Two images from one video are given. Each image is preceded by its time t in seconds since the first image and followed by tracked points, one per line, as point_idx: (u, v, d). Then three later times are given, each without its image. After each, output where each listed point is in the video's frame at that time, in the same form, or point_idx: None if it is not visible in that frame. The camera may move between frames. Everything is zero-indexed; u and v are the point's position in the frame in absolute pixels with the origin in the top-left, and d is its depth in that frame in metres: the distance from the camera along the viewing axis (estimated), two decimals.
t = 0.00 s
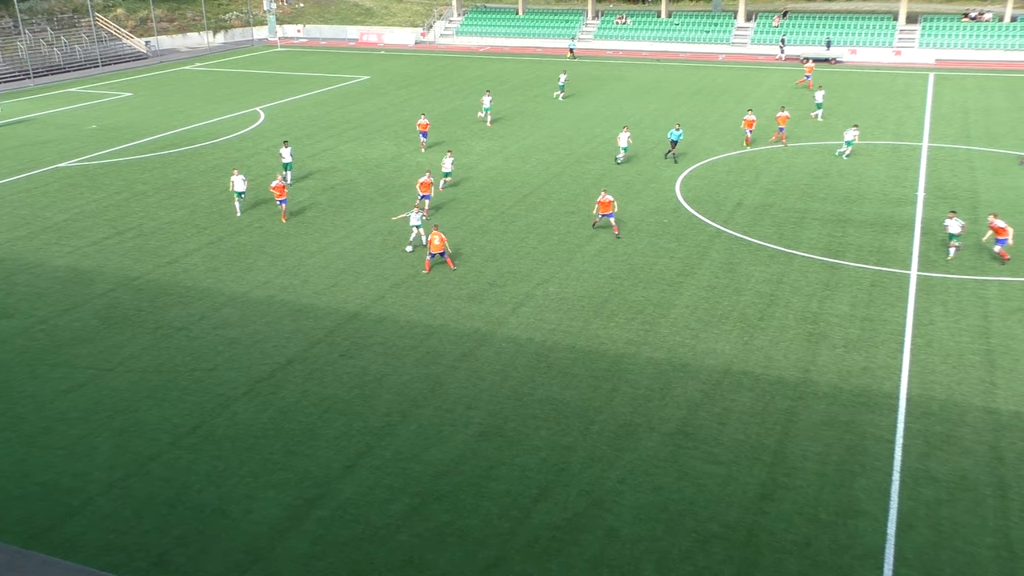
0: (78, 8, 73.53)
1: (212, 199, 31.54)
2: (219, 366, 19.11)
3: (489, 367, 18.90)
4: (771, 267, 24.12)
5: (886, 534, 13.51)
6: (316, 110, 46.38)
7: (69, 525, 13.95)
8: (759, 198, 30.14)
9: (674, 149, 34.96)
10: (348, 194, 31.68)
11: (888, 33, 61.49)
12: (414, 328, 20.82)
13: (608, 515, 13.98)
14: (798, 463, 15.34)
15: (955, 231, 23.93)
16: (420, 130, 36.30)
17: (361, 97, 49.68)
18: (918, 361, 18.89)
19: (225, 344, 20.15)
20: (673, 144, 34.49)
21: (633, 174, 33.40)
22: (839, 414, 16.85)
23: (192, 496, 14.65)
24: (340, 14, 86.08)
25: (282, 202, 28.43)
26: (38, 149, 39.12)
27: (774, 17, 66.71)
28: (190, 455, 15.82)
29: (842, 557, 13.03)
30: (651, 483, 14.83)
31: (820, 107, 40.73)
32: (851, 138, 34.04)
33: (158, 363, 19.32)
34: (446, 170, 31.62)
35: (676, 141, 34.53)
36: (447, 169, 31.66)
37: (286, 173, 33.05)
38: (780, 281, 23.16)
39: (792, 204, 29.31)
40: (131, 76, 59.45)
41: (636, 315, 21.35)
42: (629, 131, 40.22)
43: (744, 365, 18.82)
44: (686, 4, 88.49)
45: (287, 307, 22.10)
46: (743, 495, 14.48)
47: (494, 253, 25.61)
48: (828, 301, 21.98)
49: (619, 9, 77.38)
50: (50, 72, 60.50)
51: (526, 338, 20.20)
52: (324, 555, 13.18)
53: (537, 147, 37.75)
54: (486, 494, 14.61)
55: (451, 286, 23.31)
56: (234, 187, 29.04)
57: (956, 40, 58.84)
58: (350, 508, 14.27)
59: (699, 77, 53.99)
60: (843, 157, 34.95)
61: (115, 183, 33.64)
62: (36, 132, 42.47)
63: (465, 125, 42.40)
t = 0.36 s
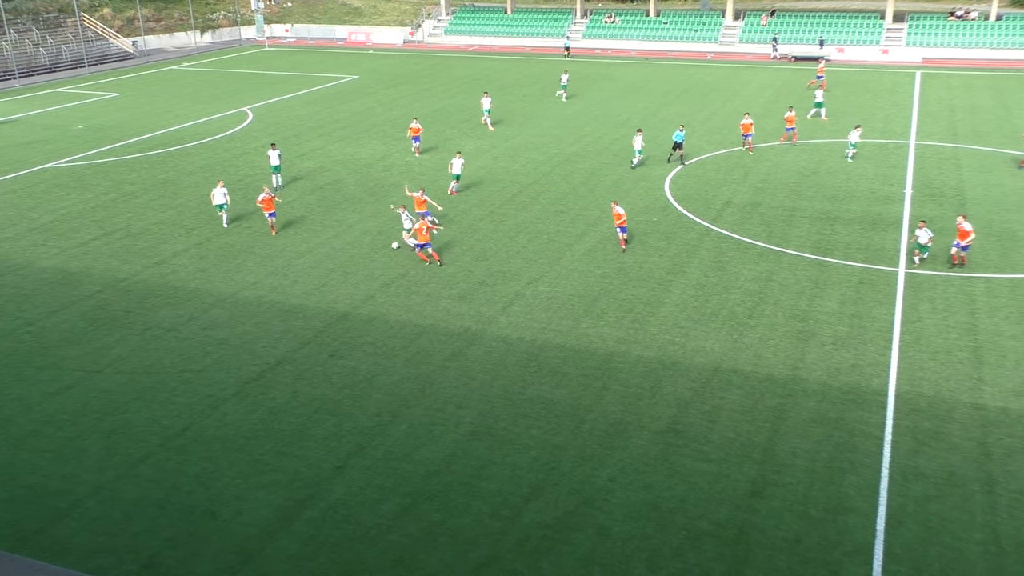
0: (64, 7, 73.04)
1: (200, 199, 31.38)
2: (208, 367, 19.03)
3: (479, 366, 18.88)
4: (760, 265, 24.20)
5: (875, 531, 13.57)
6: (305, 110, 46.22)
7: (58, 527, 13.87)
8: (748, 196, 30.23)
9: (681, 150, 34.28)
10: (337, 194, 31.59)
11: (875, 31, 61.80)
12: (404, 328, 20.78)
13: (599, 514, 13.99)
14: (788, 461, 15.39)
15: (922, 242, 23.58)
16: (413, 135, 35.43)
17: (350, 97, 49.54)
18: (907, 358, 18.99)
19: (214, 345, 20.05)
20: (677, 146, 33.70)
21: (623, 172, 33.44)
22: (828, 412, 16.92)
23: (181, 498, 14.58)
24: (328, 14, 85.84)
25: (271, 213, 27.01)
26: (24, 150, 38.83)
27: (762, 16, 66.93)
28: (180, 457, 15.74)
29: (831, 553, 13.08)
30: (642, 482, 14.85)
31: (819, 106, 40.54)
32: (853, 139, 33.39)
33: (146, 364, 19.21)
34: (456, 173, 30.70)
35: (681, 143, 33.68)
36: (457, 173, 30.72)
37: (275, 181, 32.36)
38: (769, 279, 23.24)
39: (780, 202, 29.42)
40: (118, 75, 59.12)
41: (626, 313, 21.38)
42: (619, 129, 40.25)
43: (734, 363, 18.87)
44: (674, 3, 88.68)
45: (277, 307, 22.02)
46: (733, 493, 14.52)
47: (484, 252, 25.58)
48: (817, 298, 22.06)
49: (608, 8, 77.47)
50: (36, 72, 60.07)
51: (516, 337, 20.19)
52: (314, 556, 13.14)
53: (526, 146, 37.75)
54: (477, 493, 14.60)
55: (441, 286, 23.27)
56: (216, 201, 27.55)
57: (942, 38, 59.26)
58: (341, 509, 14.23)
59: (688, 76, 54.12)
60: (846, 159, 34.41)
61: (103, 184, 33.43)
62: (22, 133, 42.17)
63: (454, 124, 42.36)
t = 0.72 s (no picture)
0: (52, 6, 72.60)
1: (190, 198, 31.25)
2: (198, 366, 18.96)
3: (470, 365, 18.87)
4: (750, 264, 24.26)
5: (864, 529, 13.63)
6: (295, 109, 46.07)
7: (47, 527, 13.79)
8: (738, 196, 30.30)
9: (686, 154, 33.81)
10: (327, 193, 31.51)
11: (864, 31, 62.04)
12: (395, 328, 20.74)
13: (590, 513, 14.00)
14: (778, 459, 15.44)
15: (897, 254, 22.70)
16: (407, 142, 34.63)
17: (341, 96, 49.41)
18: (896, 357, 19.07)
19: (205, 344, 19.98)
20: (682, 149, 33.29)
21: (613, 172, 33.47)
22: (818, 411, 16.98)
23: (171, 497, 14.51)
24: (318, 12, 85.62)
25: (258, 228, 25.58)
26: (12, 149, 38.60)
27: (752, 15, 67.09)
28: (170, 457, 15.68)
29: (821, 552, 13.13)
30: (633, 481, 14.87)
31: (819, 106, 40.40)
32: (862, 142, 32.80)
33: (136, 364, 19.12)
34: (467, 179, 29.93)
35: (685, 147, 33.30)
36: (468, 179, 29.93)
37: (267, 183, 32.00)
38: (759, 278, 23.30)
39: (771, 202, 29.50)
40: (107, 74, 58.80)
41: (617, 312, 21.40)
42: (609, 129, 40.28)
43: (725, 362, 18.91)
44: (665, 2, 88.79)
45: (268, 307, 21.96)
46: (724, 491, 14.56)
47: (475, 252, 25.55)
48: (807, 298, 22.12)
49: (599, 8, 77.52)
50: (24, 71, 59.72)
51: (507, 337, 20.19)
52: (305, 556, 13.11)
53: (517, 145, 37.74)
54: (468, 492, 14.60)
55: (432, 285, 23.25)
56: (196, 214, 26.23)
57: (931, 38, 59.59)
58: (332, 508, 14.20)
59: (678, 75, 54.19)
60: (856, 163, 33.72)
61: (92, 183, 33.26)
62: (11, 132, 41.92)
63: (445, 123, 42.30)
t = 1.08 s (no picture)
0: (46, 5, 72.34)
1: (185, 197, 31.18)
2: (193, 365, 18.92)
3: (465, 365, 18.86)
4: (745, 264, 24.29)
5: (859, 529, 13.65)
6: (290, 108, 46.00)
7: (41, 525, 13.75)
8: (734, 195, 30.34)
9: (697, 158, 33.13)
10: (322, 192, 31.46)
11: (859, 31, 62.14)
12: (391, 326, 20.73)
13: (585, 512, 14.01)
14: (773, 459, 15.46)
15: (883, 272, 21.59)
16: (395, 147, 33.49)
17: (336, 95, 49.34)
18: (891, 356, 19.11)
19: (199, 343, 19.94)
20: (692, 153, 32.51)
21: (609, 171, 33.48)
22: (813, 410, 17.00)
23: (166, 496, 14.48)
24: (313, 11, 85.47)
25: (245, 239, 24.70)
26: (6, 147, 38.44)
27: (747, 15, 67.15)
28: (164, 455, 15.64)
29: (815, 552, 13.15)
30: (628, 480, 14.88)
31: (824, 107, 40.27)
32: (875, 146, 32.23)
33: (130, 363, 19.07)
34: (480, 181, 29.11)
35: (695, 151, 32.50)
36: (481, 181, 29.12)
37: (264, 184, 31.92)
38: (754, 278, 23.33)
39: (766, 201, 29.54)
40: (101, 73, 58.64)
41: (612, 312, 21.41)
42: (605, 128, 40.28)
43: (719, 362, 18.92)
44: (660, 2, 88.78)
45: (263, 305, 21.93)
46: (718, 491, 14.58)
47: (470, 251, 25.53)
48: (802, 297, 22.16)
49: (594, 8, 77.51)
50: (18, 70, 59.48)
51: (503, 336, 20.18)
52: (299, 555, 13.09)
53: (513, 144, 37.74)
54: (462, 492, 14.58)
55: (427, 284, 23.24)
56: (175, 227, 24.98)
57: (925, 38, 59.73)
58: (326, 507, 14.18)
59: (673, 75, 54.23)
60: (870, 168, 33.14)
61: (87, 182, 33.17)
62: (5, 131, 41.78)
63: (441, 122, 42.26)
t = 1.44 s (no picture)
0: (44, 3, 72.17)
1: (183, 196, 31.13)
2: (190, 364, 18.89)
3: (462, 364, 18.85)
4: (742, 264, 24.30)
5: (855, 529, 13.66)
6: (288, 107, 45.97)
7: (38, 524, 13.73)
8: (732, 195, 30.35)
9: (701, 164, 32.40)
10: (320, 191, 31.44)
11: (856, 31, 62.20)
12: (388, 326, 20.72)
13: (582, 512, 14.01)
14: (770, 459, 15.47)
15: (878, 289, 20.48)
16: (380, 152, 32.73)
17: (334, 94, 49.29)
18: (888, 357, 19.14)
19: (197, 342, 19.91)
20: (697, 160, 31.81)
21: (606, 171, 33.49)
22: (810, 411, 17.01)
23: (162, 495, 14.46)
24: (312, 11, 85.39)
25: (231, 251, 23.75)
26: (4, 146, 38.35)
27: (745, 15, 67.15)
28: (161, 455, 15.62)
29: (812, 552, 13.17)
30: (625, 480, 14.88)
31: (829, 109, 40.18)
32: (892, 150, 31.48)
33: (128, 362, 19.04)
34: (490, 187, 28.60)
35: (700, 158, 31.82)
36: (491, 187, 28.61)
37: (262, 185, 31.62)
38: (752, 278, 23.34)
39: (764, 202, 29.55)
40: (99, 71, 58.56)
41: (609, 312, 21.40)
42: (603, 128, 40.28)
43: (717, 362, 18.92)
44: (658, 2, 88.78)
45: (260, 304, 21.90)
46: (716, 491, 14.59)
47: (468, 250, 25.52)
48: (799, 298, 22.17)
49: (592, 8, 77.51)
50: (15, 69, 59.35)
51: (500, 336, 20.17)
52: (296, 554, 13.08)
53: (510, 144, 37.74)
54: (459, 491, 14.58)
55: (425, 283, 23.23)
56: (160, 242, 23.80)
57: (923, 38, 59.80)
58: (324, 506, 14.17)
59: (671, 75, 54.23)
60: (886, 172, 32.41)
61: (85, 181, 33.10)
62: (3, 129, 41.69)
63: (439, 122, 42.24)
